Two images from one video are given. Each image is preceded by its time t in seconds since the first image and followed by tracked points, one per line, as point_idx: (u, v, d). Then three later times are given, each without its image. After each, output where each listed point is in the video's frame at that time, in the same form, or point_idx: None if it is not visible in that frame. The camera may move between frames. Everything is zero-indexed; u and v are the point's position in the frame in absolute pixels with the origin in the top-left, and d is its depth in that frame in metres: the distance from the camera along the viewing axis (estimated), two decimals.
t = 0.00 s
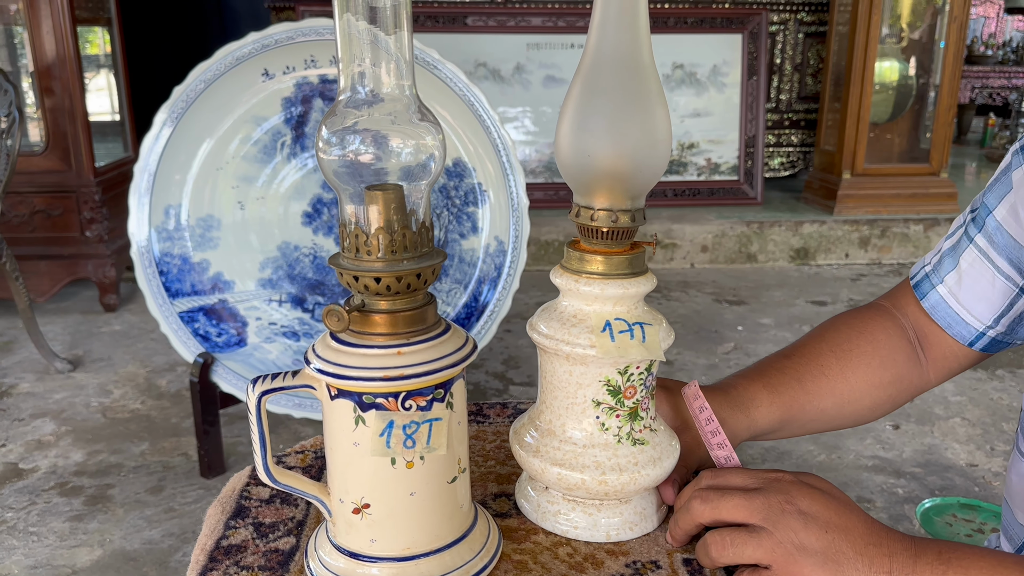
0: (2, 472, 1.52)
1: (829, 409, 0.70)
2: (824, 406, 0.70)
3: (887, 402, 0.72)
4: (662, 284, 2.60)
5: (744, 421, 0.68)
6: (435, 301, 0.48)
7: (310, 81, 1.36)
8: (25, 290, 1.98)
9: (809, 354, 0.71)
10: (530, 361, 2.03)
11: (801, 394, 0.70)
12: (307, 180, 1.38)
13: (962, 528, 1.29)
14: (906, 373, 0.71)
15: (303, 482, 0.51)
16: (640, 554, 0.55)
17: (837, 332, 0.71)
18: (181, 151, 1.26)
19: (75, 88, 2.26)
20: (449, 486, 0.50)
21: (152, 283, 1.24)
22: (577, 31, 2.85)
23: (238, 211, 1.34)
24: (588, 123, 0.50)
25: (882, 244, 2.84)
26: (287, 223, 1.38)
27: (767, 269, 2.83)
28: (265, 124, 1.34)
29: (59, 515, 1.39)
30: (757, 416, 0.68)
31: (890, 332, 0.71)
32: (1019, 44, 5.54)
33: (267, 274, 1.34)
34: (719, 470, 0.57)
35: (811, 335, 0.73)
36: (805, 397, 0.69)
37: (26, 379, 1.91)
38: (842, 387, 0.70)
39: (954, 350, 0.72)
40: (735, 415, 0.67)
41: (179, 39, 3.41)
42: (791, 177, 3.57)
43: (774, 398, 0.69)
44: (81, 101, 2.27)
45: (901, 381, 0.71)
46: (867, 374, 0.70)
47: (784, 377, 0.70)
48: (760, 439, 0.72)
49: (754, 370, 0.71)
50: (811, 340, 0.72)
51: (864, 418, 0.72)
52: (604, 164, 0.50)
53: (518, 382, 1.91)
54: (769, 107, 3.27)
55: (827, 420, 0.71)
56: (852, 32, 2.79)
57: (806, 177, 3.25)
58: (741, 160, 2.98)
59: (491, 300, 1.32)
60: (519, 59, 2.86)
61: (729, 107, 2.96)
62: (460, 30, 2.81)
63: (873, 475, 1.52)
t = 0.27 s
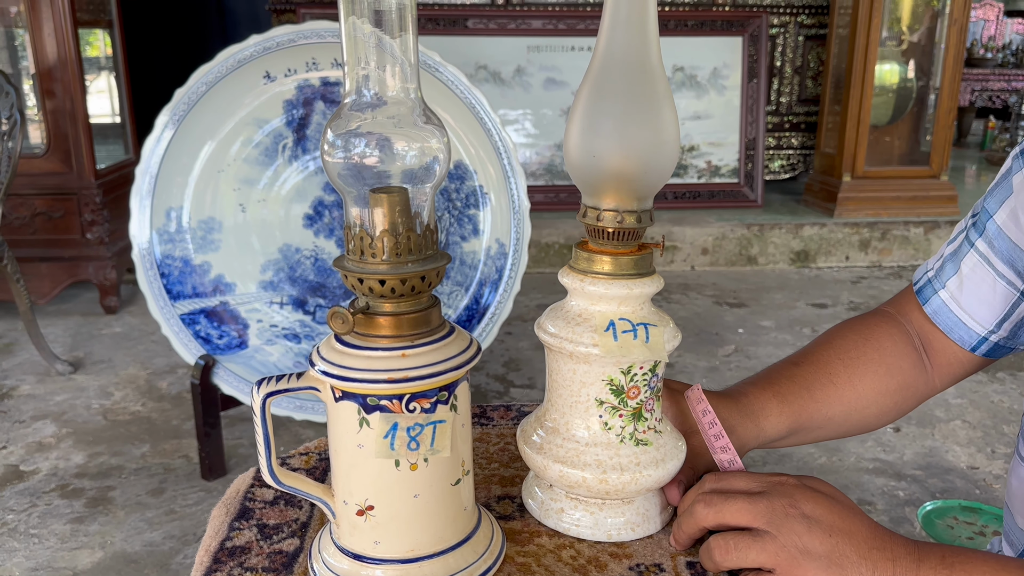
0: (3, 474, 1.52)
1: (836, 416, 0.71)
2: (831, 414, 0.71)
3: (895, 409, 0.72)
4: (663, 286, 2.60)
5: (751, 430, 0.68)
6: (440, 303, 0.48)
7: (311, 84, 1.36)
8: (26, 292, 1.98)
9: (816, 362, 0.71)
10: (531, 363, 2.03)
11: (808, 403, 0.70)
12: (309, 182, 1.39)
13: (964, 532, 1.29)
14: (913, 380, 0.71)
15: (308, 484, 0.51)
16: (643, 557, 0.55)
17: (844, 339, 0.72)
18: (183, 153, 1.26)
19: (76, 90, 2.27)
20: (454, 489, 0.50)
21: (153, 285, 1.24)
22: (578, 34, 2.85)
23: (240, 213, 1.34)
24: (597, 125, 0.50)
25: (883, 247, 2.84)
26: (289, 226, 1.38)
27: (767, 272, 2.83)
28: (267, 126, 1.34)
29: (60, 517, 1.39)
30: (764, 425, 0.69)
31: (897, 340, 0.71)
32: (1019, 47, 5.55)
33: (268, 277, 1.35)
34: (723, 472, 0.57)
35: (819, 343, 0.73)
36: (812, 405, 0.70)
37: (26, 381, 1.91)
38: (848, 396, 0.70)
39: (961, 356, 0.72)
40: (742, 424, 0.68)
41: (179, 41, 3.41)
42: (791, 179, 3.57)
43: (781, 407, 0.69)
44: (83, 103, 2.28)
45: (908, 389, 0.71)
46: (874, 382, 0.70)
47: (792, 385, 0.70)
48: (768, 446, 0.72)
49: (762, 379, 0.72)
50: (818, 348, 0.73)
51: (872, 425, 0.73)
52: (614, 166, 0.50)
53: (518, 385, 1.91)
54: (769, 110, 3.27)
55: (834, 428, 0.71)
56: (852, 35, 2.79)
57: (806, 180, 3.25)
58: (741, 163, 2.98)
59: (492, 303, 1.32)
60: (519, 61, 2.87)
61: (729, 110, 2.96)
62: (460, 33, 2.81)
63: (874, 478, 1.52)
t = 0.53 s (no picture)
0: (3, 476, 1.52)
1: (836, 418, 0.71)
2: (831, 416, 0.71)
3: (895, 412, 0.72)
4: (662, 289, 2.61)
5: (750, 430, 0.69)
6: (441, 305, 0.49)
7: (311, 86, 1.37)
8: (26, 294, 1.98)
9: (817, 363, 0.72)
10: (531, 365, 2.03)
11: (808, 404, 0.70)
12: (309, 184, 1.39)
13: (963, 533, 1.29)
14: (913, 383, 0.71)
15: (310, 485, 0.51)
16: (644, 557, 0.55)
17: (844, 341, 0.72)
18: (182, 156, 1.26)
19: (76, 92, 2.27)
20: (455, 489, 0.50)
21: (153, 287, 1.24)
22: (577, 36, 2.86)
23: (240, 215, 1.34)
24: (597, 125, 0.51)
25: (882, 249, 2.84)
26: (289, 227, 1.38)
27: (767, 274, 2.83)
28: (267, 129, 1.34)
29: (60, 519, 1.39)
30: (763, 424, 0.69)
31: (897, 343, 0.72)
32: (1017, 50, 5.57)
33: (268, 279, 1.35)
34: (723, 473, 0.57)
35: (820, 345, 0.74)
36: (811, 406, 0.70)
37: (26, 383, 1.91)
38: (847, 398, 0.70)
39: (961, 360, 0.72)
40: (740, 423, 0.68)
41: (179, 44, 3.41)
42: (791, 182, 3.58)
43: (780, 407, 0.70)
44: (83, 105, 2.28)
45: (908, 392, 0.72)
46: (872, 384, 0.71)
47: (791, 386, 0.71)
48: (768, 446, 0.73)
49: (763, 380, 0.72)
50: (819, 349, 0.73)
51: (872, 428, 0.73)
52: (613, 167, 0.50)
53: (518, 387, 1.91)
54: (768, 112, 3.27)
55: (834, 430, 0.72)
56: (852, 37, 2.80)
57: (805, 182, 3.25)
58: (740, 165, 2.98)
59: (492, 305, 1.33)
60: (519, 64, 2.87)
61: (729, 112, 2.96)
62: (460, 35, 2.82)
63: (873, 479, 1.53)
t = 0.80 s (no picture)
0: (2, 479, 1.52)
1: (832, 417, 0.71)
2: (828, 416, 0.71)
3: (890, 412, 0.72)
4: (661, 291, 2.61)
5: (748, 428, 0.68)
6: (440, 308, 0.49)
7: (311, 89, 1.37)
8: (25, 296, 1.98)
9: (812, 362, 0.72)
10: (530, 368, 2.03)
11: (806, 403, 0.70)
12: (308, 187, 1.39)
13: (962, 535, 1.29)
14: (909, 384, 0.72)
15: (310, 489, 0.51)
16: (644, 559, 0.55)
17: (840, 342, 0.72)
18: (182, 158, 1.26)
19: (76, 95, 2.27)
20: (455, 492, 0.50)
21: (153, 289, 1.24)
22: (577, 39, 2.86)
23: (239, 217, 1.34)
24: (595, 128, 0.51)
25: (881, 251, 2.84)
26: (288, 229, 1.39)
27: (766, 276, 2.83)
28: (266, 131, 1.34)
29: (59, 522, 1.39)
30: (760, 422, 0.69)
31: (893, 343, 0.72)
32: (1016, 52, 5.58)
33: (267, 281, 1.35)
34: (722, 475, 0.57)
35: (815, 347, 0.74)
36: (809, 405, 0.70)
37: (25, 385, 1.91)
38: (844, 396, 0.70)
39: (956, 359, 0.72)
40: (740, 422, 0.68)
41: (179, 46, 3.41)
42: (789, 184, 3.58)
43: (779, 406, 0.69)
44: (83, 108, 2.28)
45: (904, 392, 0.72)
46: (869, 383, 0.71)
47: (789, 386, 0.71)
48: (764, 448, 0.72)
49: (759, 379, 0.72)
50: (814, 350, 0.73)
51: (868, 429, 0.73)
52: (611, 170, 0.50)
53: (517, 389, 1.91)
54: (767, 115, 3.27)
55: (830, 431, 0.71)
56: (851, 39, 2.80)
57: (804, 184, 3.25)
58: (739, 168, 2.98)
59: (491, 307, 1.32)
60: (518, 66, 2.87)
61: (728, 115, 2.96)
62: (459, 37, 2.82)
63: (873, 481, 1.53)
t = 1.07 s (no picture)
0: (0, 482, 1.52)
1: (812, 391, 0.74)
2: (807, 388, 0.73)
3: (874, 396, 0.74)
4: (660, 293, 2.61)
5: (723, 386, 0.71)
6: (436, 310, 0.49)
7: (308, 91, 1.37)
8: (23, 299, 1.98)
9: (799, 338, 0.75)
10: (528, 370, 2.03)
11: (784, 373, 0.73)
12: (306, 189, 1.39)
13: (959, 536, 1.29)
14: (895, 368, 0.74)
15: (306, 491, 0.51)
16: (639, 560, 0.55)
17: (831, 325, 0.75)
18: (179, 160, 1.26)
19: (74, 97, 2.27)
20: (451, 494, 0.50)
21: (150, 292, 1.24)
22: (575, 41, 2.86)
23: (237, 219, 1.34)
24: (590, 130, 0.51)
25: (879, 253, 2.85)
26: (286, 230, 1.39)
27: (764, 278, 2.84)
28: (264, 134, 1.34)
29: (57, 524, 1.39)
30: (737, 385, 0.72)
31: (883, 329, 0.74)
32: (1014, 54, 5.60)
33: (265, 283, 1.35)
34: (720, 478, 0.57)
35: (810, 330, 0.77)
36: (785, 374, 0.73)
37: (23, 388, 1.91)
38: (824, 371, 0.73)
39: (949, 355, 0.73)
40: (716, 379, 0.71)
41: (177, 48, 3.42)
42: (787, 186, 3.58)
43: (754, 369, 0.73)
44: (81, 110, 2.28)
45: (888, 376, 0.74)
46: (853, 363, 0.74)
47: (773, 356, 0.74)
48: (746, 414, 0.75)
49: (747, 347, 0.75)
50: (806, 331, 0.76)
51: (851, 410, 0.75)
52: (606, 173, 0.51)
53: (515, 391, 1.91)
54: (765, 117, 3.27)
55: (808, 404, 0.74)
56: (848, 41, 2.80)
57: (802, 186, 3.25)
58: (737, 170, 2.99)
59: (489, 309, 1.33)
60: (516, 68, 2.88)
61: (726, 117, 2.97)
62: (458, 40, 2.82)
63: (870, 483, 1.53)
